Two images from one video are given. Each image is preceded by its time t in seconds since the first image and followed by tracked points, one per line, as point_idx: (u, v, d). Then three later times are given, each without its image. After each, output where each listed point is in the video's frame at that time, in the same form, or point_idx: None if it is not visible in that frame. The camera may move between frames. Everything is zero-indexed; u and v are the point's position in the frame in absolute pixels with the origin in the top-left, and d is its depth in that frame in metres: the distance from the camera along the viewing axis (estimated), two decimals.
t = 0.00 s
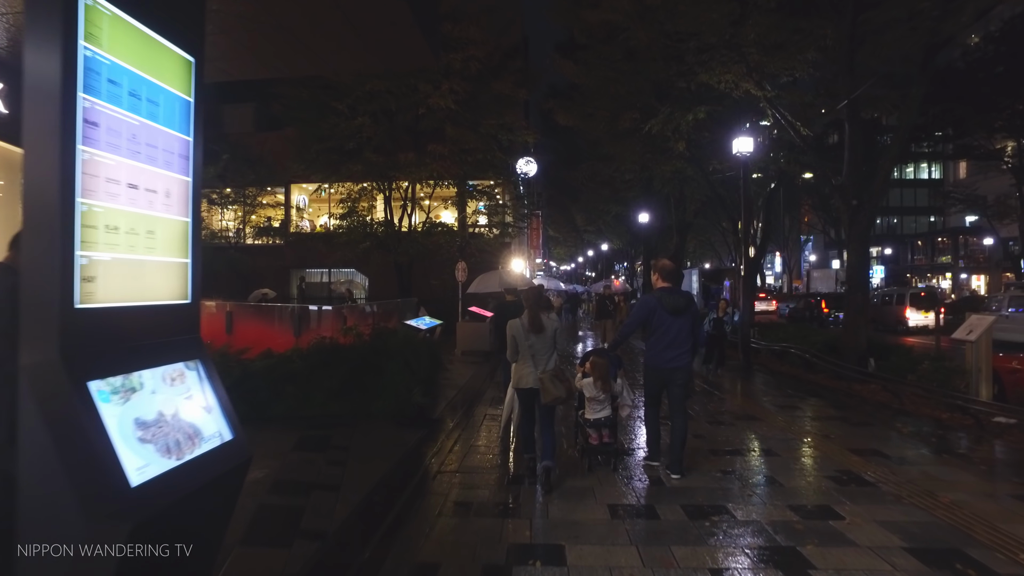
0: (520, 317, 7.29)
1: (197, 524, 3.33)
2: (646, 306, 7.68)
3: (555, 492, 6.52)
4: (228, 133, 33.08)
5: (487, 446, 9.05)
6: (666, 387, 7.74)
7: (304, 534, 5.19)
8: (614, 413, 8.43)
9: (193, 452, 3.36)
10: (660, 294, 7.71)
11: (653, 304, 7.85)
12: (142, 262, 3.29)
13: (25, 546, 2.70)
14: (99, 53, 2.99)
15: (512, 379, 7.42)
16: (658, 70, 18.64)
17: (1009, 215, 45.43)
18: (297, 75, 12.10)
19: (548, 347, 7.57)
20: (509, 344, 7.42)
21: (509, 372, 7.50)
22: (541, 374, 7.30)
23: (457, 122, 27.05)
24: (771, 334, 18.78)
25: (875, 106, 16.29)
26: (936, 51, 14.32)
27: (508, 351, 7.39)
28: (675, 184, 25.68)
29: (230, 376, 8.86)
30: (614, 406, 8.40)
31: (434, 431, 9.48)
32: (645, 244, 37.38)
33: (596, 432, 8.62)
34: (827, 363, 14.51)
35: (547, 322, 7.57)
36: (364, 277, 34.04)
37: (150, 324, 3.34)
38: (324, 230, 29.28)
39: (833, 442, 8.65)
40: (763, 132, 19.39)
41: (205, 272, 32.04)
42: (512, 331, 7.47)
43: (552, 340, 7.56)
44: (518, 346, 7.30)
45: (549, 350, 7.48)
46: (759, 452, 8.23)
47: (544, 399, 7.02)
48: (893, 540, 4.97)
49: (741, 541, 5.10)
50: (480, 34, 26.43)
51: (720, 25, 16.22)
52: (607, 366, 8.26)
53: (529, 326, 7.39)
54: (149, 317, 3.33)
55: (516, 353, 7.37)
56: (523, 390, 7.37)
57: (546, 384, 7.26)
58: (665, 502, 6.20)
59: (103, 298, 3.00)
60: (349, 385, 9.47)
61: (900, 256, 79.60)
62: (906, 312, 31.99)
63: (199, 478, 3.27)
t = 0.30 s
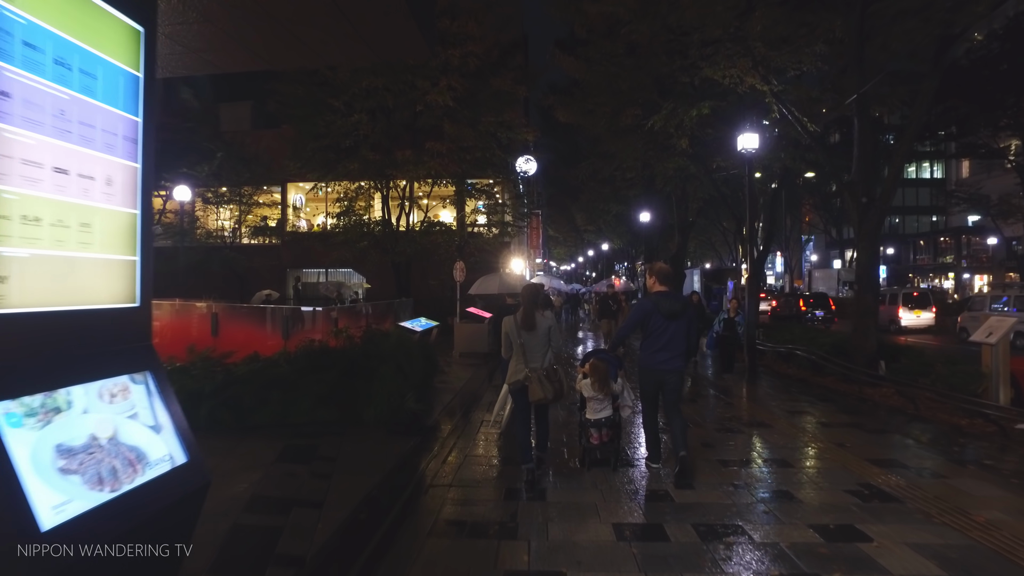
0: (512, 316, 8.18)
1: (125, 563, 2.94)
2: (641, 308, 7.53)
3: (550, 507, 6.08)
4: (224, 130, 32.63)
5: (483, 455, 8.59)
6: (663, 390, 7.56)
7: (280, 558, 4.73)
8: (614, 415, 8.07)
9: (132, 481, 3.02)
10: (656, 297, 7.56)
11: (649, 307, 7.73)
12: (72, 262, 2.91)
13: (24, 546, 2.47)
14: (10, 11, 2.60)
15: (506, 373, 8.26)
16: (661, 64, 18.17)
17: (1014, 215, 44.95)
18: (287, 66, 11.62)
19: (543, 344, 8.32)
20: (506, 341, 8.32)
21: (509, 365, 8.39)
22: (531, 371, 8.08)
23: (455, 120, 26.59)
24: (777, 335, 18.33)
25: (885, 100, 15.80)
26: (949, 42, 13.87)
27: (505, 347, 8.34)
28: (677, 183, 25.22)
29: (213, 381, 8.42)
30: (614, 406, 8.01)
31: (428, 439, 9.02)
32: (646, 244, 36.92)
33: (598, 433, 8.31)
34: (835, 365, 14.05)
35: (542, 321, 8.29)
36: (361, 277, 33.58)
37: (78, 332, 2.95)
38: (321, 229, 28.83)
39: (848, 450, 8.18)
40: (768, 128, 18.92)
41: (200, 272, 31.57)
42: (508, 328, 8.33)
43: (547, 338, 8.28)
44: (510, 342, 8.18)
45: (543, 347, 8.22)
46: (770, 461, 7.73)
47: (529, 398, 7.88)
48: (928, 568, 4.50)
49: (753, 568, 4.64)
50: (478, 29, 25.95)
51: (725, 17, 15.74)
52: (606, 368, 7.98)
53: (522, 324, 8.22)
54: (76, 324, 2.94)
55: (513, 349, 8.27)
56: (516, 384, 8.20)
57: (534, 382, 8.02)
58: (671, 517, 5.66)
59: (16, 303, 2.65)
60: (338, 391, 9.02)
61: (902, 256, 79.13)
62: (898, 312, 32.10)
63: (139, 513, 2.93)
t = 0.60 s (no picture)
0: (513, 315, 7.61)
1: None
2: (641, 306, 7.55)
3: (551, 526, 5.59)
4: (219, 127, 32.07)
5: (482, 463, 8.08)
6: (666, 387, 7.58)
7: None
8: (619, 414, 8.02)
9: (47, 516, 3.09)
10: (656, 294, 7.60)
11: (648, 305, 7.76)
12: None
13: (24, 546, 2.90)
14: None
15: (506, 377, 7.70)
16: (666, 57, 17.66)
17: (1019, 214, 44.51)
18: (275, 55, 11.09)
19: (545, 347, 7.83)
20: (506, 343, 7.78)
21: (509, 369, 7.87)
22: (533, 373, 7.58)
23: (455, 117, 26.12)
24: (784, 335, 17.88)
25: (898, 93, 15.30)
26: (966, 32, 13.37)
27: (504, 348, 7.77)
28: (680, 181, 24.71)
29: (195, 385, 7.93)
30: (618, 405, 8.05)
31: (423, 446, 8.54)
32: (648, 243, 36.44)
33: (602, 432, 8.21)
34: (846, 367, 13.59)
35: (543, 322, 7.76)
36: (359, 277, 33.03)
37: (3, 332, 3.07)
38: (318, 228, 28.31)
39: (870, 458, 7.70)
40: (775, 123, 18.43)
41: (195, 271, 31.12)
42: (507, 329, 7.78)
43: (548, 340, 7.80)
44: (511, 344, 7.62)
45: (544, 350, 7.71)
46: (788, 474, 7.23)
47: (533, 399, 7.39)
48: None
49: None
50: (478, 24, 25.45)
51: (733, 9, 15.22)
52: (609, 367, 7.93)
53: (523, 325, 7.68)
54: (3, 323, 3.06)
55: (513, 352, 7.74)
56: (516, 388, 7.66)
57: (537, 384, 7.57)
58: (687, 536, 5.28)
59: None
60: (326, 395, 8.51)
61: (904, 255, 78.64)
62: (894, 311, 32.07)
63: (84, 529, 3.19)
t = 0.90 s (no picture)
0: (515, 315, 7.86)
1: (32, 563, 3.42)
2: (648, 306, 7.76)
3: (556, 547, 5.08)
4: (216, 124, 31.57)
5: (481, 471, 7.60)
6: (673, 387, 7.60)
7: None
8: (629, 413, 7.85)
9: None
10: (662, 294, 7.82)
11: (655, 306, 7.91)
12: None
13: (21, 546, 2.40)
14: None
15: (509, 375, 7.91)
16: (671, 49, 17.16)
17: None
18: (266, 43, 10.58)
19: (545, 345, 8.08)
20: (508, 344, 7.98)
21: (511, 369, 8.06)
22: (536, 370, 7.77)
23: (454, 112, 25.60)
24: (793, 336, 17.33)
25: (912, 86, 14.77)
26: (986, 20, 12.82)
27: (507, 348, 7.98)
28: (684, 178, 24.19)
29: (174, 391, 7.44)
30: (628, 405, 7.88)
31: (417, 455, 8.04)
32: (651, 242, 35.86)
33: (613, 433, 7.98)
34: (860, 369, 13.05)
35: (544, 322, 8.05)
36: (357, 276, 32.52)
37: None
38: (315, 226, 27.79)
39: (898, 469, 7.15)
40: (783, 117, 17.91)
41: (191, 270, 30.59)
42: (509, 329, 7.97)
43: (549, 338, 8.07)
44: (515, 343, 7.81)
45: (546, 348, 7.97)
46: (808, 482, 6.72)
47: (542, 394, 7.46)
48: None
49: None
50: (478, 18, 24.94)
51: None
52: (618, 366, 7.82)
53: (525, 324, 7.90)
54: None
55: (514, 351, 7.96)
56: (520, 385, 7.86)
57: (542, 380, 7.71)
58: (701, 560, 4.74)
59: None
60: (315, 400, 8.04)
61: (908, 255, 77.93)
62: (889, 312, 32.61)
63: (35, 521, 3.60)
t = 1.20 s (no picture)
0: (516, 310, 7.40)
1: None
2: (657, 306, 7.73)
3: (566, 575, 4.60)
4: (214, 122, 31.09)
5: (484, 483, 7.10)
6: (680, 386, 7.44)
7: None
8: (642, 413, 7.93)
9: None
10: (672, 294, 7.76)
11: (664, 305, 7.85)
12: None
13: None
14: None
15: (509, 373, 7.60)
16: (679, 42, 16.66)
17: None
18: (260, 32, 10.07)
19: (549, 343, 7.64)
20: (508, 340, 7.60)
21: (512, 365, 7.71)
22: (532, 368, 7.40)
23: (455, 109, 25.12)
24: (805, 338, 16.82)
25: (931, 79, 14.24)
26: (1010, 10, 12.30)
27: (507, 344, 7.61)
28: (691, 176, 23.68)
29: (155, 398, 6.95)
30: (641, 406, 7.98)
31: (416, 465, 7.54)
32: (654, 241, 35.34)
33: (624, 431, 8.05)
34: (877, 373, 12.56)
35: (546, 318, 7.58)
36: (357, 277, 32.02)
37: None
38: (314, 226, 27.29)
39: (936, 484, 6.61)
40: (794, 113, 17.40)
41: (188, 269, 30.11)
42: (509, 326, 7.57)
43: (553, 335, 7.61)
44: (515, 340, 7.43)
45: (547, 346, 7.56)
46: (840, 497, 6.17)
47: (532, 395, 7.23)
48: None
49: None
50: (480, 12, 24.45)
51: None
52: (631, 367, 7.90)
53: (526, 320, 7.48)
54: None
55: (515, 347, 7.57)
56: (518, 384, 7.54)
57: (536, 380, 7.39)
58: None
59: None
60: (307, 406, 7.55)
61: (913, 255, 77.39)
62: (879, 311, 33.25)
63: None
